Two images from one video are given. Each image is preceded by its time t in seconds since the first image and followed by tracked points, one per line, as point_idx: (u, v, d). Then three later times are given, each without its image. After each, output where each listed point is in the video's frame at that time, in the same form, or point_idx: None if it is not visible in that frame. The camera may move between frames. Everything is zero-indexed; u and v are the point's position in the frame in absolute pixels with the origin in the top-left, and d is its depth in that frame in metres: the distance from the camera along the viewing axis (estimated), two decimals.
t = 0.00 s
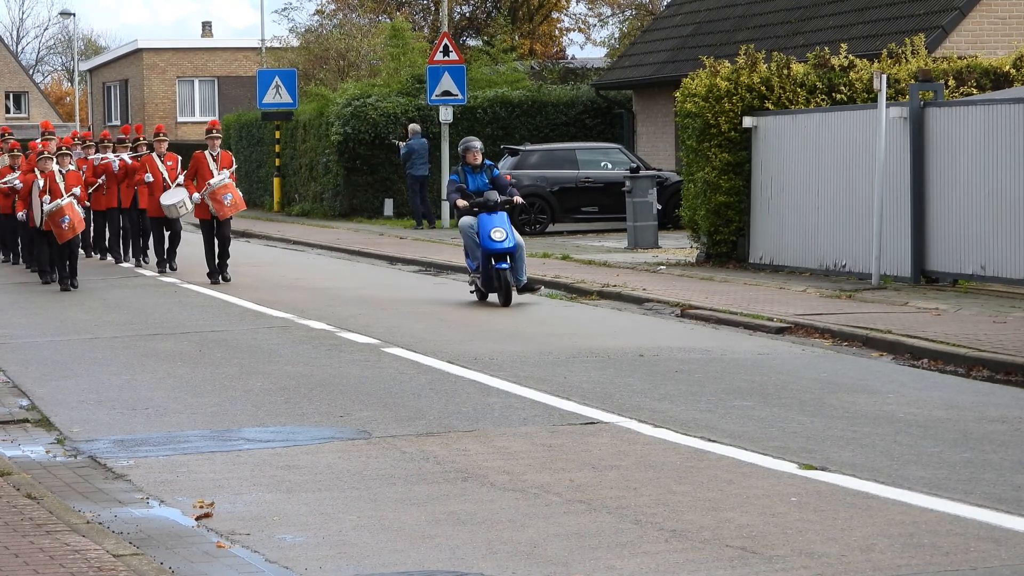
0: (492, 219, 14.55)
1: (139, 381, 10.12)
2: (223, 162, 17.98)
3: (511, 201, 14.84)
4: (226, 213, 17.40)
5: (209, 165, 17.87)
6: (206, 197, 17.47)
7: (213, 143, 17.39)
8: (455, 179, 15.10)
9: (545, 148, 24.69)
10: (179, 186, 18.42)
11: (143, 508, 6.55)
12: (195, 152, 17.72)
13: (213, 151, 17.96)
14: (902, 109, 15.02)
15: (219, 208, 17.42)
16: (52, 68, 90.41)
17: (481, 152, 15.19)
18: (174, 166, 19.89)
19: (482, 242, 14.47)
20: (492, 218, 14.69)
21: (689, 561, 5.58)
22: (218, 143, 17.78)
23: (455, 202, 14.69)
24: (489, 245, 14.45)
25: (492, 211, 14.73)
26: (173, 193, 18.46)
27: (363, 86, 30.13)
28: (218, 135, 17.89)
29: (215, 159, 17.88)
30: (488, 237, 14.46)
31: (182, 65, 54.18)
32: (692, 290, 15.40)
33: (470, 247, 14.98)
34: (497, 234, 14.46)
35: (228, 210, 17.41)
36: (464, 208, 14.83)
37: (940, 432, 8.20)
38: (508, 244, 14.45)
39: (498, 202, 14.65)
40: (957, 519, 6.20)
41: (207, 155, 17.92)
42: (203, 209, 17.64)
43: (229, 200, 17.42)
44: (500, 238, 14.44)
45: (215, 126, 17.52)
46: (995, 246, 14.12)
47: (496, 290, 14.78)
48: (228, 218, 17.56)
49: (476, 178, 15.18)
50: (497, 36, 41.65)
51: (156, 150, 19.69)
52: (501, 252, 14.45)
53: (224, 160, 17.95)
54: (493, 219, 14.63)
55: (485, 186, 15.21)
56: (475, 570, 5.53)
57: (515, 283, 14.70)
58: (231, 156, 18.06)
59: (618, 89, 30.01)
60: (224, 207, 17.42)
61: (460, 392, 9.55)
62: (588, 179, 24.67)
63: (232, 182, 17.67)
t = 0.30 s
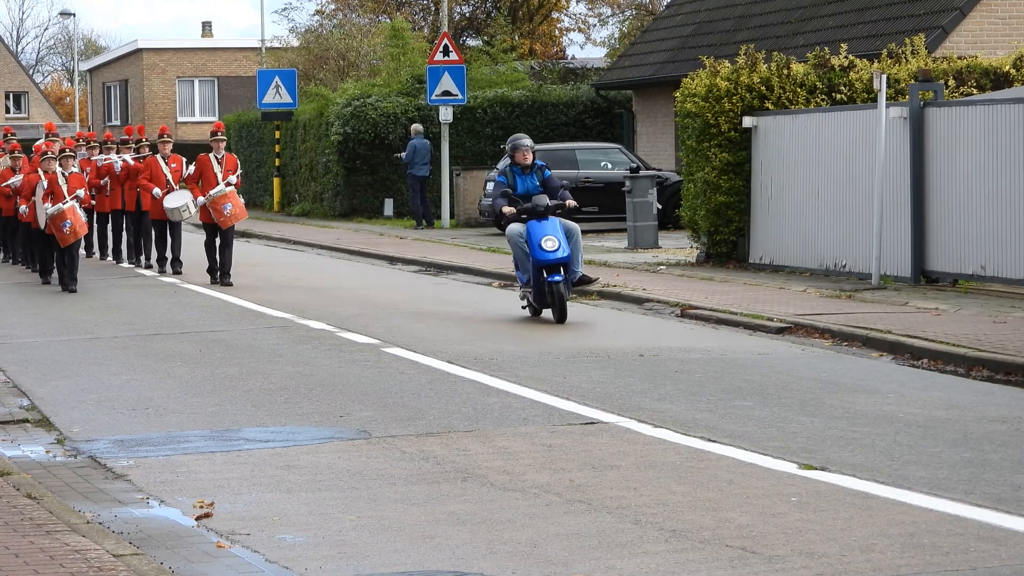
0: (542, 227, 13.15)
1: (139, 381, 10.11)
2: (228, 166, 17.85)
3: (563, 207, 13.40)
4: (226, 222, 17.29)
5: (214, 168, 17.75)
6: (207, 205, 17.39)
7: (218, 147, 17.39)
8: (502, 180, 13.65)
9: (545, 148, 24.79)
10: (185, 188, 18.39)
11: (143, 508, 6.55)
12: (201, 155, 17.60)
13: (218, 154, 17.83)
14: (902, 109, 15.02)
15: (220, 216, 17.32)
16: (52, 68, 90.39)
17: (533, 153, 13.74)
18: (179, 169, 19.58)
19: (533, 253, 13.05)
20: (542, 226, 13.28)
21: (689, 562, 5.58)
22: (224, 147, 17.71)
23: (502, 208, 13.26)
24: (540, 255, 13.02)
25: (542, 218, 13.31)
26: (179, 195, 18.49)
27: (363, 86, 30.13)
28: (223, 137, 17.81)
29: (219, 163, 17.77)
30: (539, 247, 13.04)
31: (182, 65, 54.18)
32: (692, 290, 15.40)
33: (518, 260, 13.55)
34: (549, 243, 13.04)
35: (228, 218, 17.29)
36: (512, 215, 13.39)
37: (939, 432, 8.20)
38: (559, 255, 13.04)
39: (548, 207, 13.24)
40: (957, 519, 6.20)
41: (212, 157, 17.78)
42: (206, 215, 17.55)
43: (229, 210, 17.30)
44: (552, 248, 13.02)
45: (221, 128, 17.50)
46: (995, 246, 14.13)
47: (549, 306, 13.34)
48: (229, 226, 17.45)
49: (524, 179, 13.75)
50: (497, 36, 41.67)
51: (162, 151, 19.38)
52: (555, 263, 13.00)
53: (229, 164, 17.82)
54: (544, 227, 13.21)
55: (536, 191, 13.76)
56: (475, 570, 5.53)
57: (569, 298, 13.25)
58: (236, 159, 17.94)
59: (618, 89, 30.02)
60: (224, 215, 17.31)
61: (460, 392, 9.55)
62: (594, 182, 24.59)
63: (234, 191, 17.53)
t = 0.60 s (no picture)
0: (586, 236, 11.79)
1: (139, 381, 10.11)
2: (231, 164, 17.84)
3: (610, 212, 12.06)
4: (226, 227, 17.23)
5: (216, 166, 17.72)
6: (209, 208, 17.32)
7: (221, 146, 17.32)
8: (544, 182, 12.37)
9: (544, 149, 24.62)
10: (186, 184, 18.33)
11: (143, 508, 6.55)
12: (203, 153, 17.56)
13: (221, 152, 17.79)
14: (902, 109, 15.02)
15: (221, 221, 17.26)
16: (52, 68, 90.42)
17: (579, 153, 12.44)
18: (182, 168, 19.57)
19: (574, 264, 11.71)
20: (585, 234, 11.91)
21: (689, 562, 5.58)
22: (227, 145, 17.69)
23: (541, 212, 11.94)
24: (583, 267, 11.69)
25: (586, 225, 11.96)
26: (181, 193, 18.46)
27: (363, 86, 30.13)
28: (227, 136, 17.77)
29: (222, 161, 17.72)
30: (581, 258, 11.70)
31: (182, 65, 54.20)
32: (692, 290, 15.39)
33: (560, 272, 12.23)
34: (592, 253, 11.69)
35: (228, 224, 17.22)
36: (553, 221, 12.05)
37: (939, 432, 8.20)
38: (605, 266, 11.67)
39: (592, 213, 11.91)
40: (957, 519, 6.20)
41: (214, 155, 17.75)
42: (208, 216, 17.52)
43: (230, 215, 17.23)
44: (595, 258, 11.67)
45: (225, 127, 17.47)
46: (995, 246, 14.13)
47: (593, 324, 12.02)
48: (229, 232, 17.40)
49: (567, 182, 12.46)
50: (497, 36, 41.68)
51: (166, 150, 19.33)
52: (598, 275, 11.67)
53: (232, 162, 17.79)
54: (587, 235, 11.85)
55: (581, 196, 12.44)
56: (475, 569, 5.53)
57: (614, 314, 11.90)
58: (239, 157, 17.91)
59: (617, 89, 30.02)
60: (225, 221, 17.24)
61: (460, 392, 9.55)
62: (606, 181, 24.40)
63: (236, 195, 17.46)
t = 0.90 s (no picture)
0: (632, 249, 10.24)
1: (139, 381, 10.10)
2: (231, 165, 17.81)
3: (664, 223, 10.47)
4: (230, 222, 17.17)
5: (216, 167, 17.70)
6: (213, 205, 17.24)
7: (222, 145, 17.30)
8: (592, 184, 10.84)
9: (545, 147, 24.65)
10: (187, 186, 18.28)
11: (143, 508, 6.54)
12: (204, 153, 17.58)
13: (222, 154, 17.79)
14: (902, 109, 15.03)
15: (226, 217, 17.19)
16: (52, 68, 90.40)
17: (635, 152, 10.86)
18: (183, 169, 19.58)
19: (617, 279, 10.18)
20: (632, 246, 10.34)
21: (689, 562, 5.58)
22: (227, 146, 17.68)
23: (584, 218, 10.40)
24: (627, 283, 10.14)
25: (636, 236, 10.41)
26: (182, 195, 18.38)
27: (363, 86, 30.13)
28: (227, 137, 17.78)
29: (222, 161, 17.70)
30: (625, 274, 10.16)
31: (182, 65, 54.19)
32: (692, 289, 15.39)
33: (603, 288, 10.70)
34: (639, 268, 10.14)
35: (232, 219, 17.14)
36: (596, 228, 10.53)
37: (940, 432, 8.19)
38: (652, 284, 10.11)
39: (642, 223, 10.35)
40: (957, 519, 6.19)
41: (215, 156, 17.75)
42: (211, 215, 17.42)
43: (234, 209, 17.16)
44: (641, 274, 10.12)
45: (224, 126, 17.48)
46: (995, 246, 14.13)
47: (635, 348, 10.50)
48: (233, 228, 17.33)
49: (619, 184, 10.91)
50: (497, 35, 41.70)
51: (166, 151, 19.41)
52: (644, 294, 10.10)
53: (232, 163, 17.77)
54: (635, 247, 10.29)
55: (634, 201, 10.87)
56: (475, 570, 5.53)
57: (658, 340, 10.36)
58: (240, 158, 17.90)
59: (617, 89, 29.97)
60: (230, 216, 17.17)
61: (460, 392, 9.54)
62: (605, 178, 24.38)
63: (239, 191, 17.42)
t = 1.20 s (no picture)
0: (684, 263, 8.99)
1: (139, 381, 10.11)
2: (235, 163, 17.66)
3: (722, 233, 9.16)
4: (236, 215, 17.16)
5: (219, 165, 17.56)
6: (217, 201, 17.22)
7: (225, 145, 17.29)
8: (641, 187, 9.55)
9: (545, 148, 24.66)
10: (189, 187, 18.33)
11: (143, 508, 6.55)
12: (206, 152, 17.46)
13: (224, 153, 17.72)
14: (902, 109, 15.03)
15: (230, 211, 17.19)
16: (52, 68, 90.42)
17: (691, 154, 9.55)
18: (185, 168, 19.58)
19: (667, 296, 8.95)
20: (683, 260, 9.08)
21: (689, 562, 5.58)
22: (230, 145, 17.59)
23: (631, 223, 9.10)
24: (680, 299, 8.90)
25: (690, 247, 9.14)
26: (181, 196, 18.41)
27: (363, 86, 30.15)
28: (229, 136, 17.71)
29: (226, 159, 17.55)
30: (677, 289, 8.94)
31: (182, 66, 54.18)
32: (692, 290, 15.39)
33: (648, 305, 9.33)
34: (692, 284, 8.92)
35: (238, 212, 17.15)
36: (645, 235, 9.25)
37: (939, 432, 8.20)
38: (707, 304, 8.87)
39: (700, 232, 9.06)
40: (957, 519, 6.19)
41: (217, 155, 17.63)
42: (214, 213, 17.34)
43: (239, 203, 17.17)
44: (695, 292, 8.89)
45: (226, 125, 17.49)
46: (995, 246, 14.12)
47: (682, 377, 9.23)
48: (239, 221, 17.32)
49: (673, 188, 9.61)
50: (497, 35, 41.71)
51: (167, 151, 19.35)
52: (697, 313, 8.87)
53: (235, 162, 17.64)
54: (690, 259, 9.05)
55: (689, 209, 9.57)
56: (475, 570, 5.53)
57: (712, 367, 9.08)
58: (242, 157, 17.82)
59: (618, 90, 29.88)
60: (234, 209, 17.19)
61: (460, 392, 9.54)
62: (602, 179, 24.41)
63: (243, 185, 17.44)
